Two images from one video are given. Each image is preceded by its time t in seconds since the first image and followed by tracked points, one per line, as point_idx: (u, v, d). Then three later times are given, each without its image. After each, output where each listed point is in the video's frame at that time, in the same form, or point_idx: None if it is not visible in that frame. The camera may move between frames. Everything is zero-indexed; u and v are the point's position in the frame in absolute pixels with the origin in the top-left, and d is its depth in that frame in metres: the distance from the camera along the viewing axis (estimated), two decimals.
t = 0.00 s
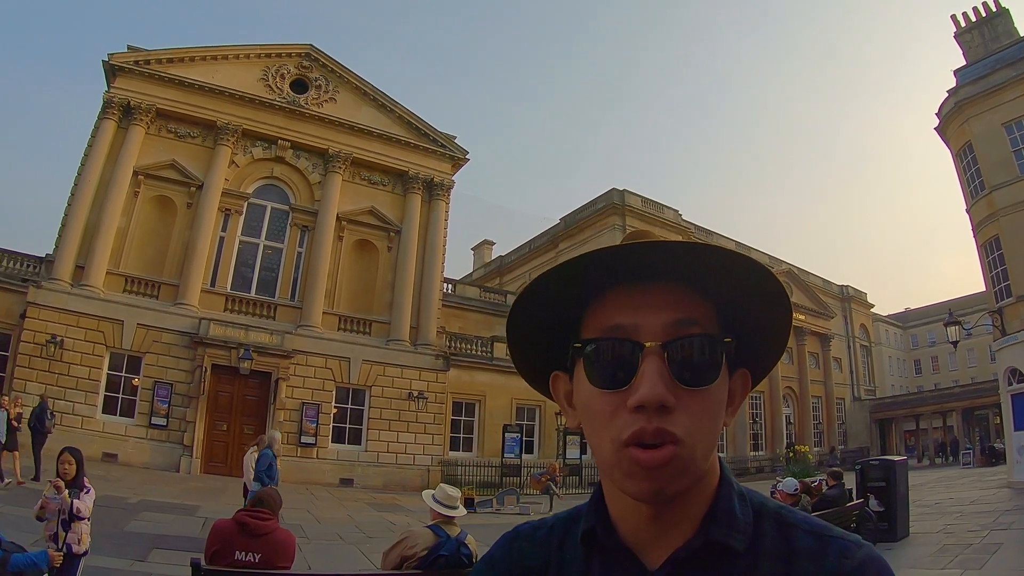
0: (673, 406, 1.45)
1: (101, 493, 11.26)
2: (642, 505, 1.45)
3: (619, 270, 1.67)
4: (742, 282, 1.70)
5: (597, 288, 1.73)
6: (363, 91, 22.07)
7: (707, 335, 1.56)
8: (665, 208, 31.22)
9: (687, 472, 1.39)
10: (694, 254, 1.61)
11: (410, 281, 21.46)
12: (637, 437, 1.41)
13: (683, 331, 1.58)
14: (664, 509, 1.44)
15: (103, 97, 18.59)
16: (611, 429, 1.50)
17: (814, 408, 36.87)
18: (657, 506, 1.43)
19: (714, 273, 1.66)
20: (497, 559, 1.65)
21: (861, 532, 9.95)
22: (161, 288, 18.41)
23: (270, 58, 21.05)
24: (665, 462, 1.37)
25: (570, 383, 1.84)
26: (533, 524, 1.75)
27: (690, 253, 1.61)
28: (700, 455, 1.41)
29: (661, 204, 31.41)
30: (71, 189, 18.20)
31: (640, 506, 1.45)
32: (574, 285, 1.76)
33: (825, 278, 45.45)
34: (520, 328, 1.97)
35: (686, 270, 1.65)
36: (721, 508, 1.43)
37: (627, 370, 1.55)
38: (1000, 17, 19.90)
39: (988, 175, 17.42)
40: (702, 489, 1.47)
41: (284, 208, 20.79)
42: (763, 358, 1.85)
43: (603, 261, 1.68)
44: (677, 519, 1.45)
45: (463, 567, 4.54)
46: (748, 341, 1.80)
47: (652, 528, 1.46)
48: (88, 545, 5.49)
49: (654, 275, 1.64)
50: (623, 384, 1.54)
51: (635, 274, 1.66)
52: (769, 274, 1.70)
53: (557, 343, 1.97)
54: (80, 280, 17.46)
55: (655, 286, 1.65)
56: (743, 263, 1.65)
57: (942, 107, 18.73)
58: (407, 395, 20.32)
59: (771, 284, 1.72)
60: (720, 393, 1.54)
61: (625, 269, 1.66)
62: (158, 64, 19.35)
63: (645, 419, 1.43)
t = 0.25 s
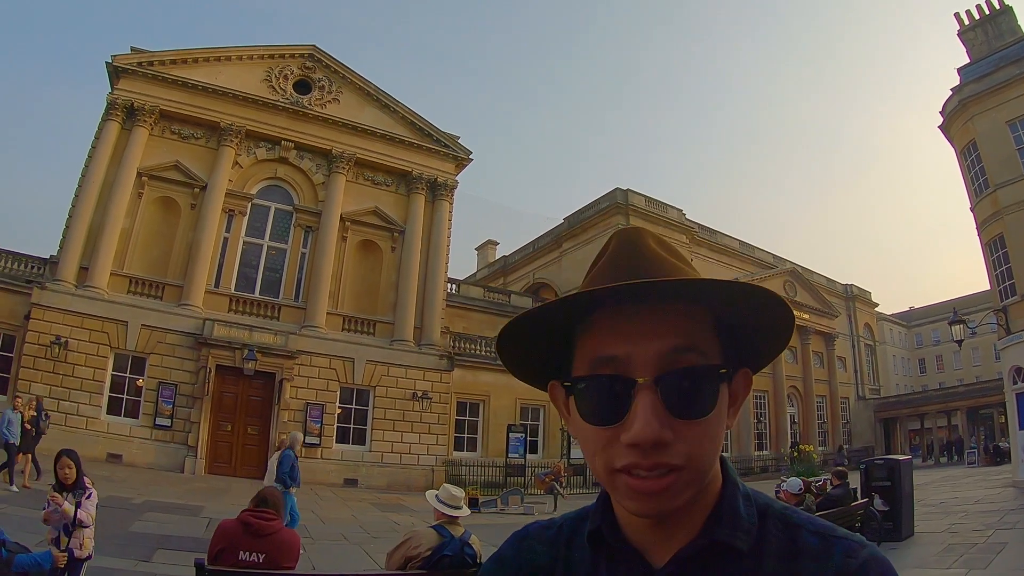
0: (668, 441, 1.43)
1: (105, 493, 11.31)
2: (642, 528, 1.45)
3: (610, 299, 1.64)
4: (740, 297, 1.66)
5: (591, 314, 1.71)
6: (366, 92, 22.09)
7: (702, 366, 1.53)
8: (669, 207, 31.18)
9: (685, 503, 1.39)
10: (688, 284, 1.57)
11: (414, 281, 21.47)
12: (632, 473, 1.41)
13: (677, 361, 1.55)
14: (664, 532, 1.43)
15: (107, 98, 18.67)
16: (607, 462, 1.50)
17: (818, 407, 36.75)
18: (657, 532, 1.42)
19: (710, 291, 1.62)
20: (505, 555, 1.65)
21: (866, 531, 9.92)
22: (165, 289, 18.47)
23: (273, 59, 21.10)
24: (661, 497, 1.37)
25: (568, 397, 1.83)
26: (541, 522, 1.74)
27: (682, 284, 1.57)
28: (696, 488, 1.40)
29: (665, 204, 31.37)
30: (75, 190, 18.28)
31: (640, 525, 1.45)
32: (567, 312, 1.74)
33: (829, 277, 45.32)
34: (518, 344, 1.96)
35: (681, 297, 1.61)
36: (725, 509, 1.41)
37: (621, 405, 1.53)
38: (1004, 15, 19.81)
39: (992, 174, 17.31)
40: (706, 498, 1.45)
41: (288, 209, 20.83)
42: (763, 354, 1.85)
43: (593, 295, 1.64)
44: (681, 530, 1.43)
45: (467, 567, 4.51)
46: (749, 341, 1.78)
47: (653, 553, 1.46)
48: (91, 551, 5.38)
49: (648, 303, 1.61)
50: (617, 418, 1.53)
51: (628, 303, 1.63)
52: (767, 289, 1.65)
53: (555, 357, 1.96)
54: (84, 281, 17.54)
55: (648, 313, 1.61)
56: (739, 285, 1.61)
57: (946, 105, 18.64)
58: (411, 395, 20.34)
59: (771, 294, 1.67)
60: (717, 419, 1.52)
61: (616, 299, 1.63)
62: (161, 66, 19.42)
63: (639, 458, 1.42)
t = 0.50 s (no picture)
0: (667, 392, 1.43)
1: (109, 494, 11.36)
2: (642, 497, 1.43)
3: (611, 258, 1.66)
4: (738, 272, 1.68)
5: (591, 279, 1.73)
6: (370, 92, 22.12)
7: (702, 323, 1.54)
8: (672, 207, 31.13)
9: (686, 463, 1.37)
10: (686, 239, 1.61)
11: (417, 281, 21.49)
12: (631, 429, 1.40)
13: (676, 319, 1.55)
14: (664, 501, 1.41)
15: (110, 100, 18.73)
16: (605, 420, 1.48)
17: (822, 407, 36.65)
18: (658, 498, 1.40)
19: (709, 262, 1.64)
20: (502, 557, 1.64)
21: (870, 530, 9.89)
22: (169, 290, 18.53)
23: (276, 60, 21.15)
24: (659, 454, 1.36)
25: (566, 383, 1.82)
26: (539, 522, 1.75)
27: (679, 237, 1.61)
28: (697, 445, 1.39)
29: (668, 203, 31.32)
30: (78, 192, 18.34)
31: (638, 505, 1.43)
32: (568, 273, 1.76)
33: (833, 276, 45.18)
34: (518, 320, 1.97)
35: (680, 258, 1.63)
36: (726, 506, 1.41)
37: (621, 357, 1.53)
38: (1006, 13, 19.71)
39: (996, 172, 17.21)
40: (706, 481, 1.44)
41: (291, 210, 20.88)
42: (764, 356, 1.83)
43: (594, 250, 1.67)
44: (681, 512, 1.42)
45: (471, 567, 4.51)
46: (749, 336, 1.77)
47: (653, 522, 1.43)
48: (94, 554, 5.33)
49: (648, 262, 1.63)
50: (616, 372, 1.52)
51: (628, 262, 1.65)
52: (764, 264, 1.67)
53: (554, 335, 1.96)
54: (88, 282, 17.61)
55: (648, 276, 1.64)
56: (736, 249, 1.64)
57: (950, 103, 18.54)
58: (415, 395, 20.35)
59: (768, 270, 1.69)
60: (717, 380, 1.51)
61: (616, 255, 1.65)
62: (164, 67, 19.48)
63: (638, 409, 1.42)
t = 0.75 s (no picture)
0: (665, 411, 1.42)
1: (113, 494, 11.42)
2: (642, 511, 1.43)
3: (606, 271, 1.65)
4: (735, 276, 1.66)
5: (587, 289, 1.71)
6: (373, 92, 22.15)
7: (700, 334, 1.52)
8: (675, 206, 31.07)
9: (685, 482, 1.37)
10: (683, 249, 1.58)
11: (421, 281, 21.52)
12: (628, 449, 1.39)
13: (674, 331, 1.54)
14: (663, 516, 1.41)
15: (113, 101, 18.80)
16: (602, 438, 1.48)
17: (827, 406, 36.53)
18: (657, 514, 1.40)
19: (706, 264, 1.62)
20: (500, 557, 1.63)
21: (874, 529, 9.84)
22: (172, 291, 18.58)
23: (279, 60, 21.19)
24: (658, 473, 1.35)
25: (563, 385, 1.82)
26: (541, 520, 1.74)
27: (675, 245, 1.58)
28: (696, 463, 1.38)
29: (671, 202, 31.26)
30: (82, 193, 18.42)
31: (636, 511, 1.42)
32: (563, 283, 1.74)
33: (837, 275, 45.03)
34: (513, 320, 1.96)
35: (676, 269, 1.61)
36: (726, 509, 1.40)
37: (618, 375, 1.52)
38: (1010, 11, 19.62)
39: (1000, 170, 17.12)
40: (705, 490, 1.44)
41: (295, 210, 20.91)
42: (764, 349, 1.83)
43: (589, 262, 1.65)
44: (682, 521, 1.41)
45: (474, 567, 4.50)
46: (748, 336, 1.76)
47: (653, 536, 1.43)
48: (95, 554, 5.35)
49: (644, 274, 1.62)
50: (613, 392, 1.51)
51: (622, 273, 1.63)
52: (764, 265, 1.65)
53: (550, 338, 1.96)
54: (92, 283, 17.68)
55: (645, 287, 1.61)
56: (737, 252, 1.61)
57: (954, 101, 18.45)
58: (419, 395, 20.37)
59: (768, 269, 1.67)
60: (716, 391, 1.50)
61: (610, 267, 1.63)
62: (167, 68, 19.53)
63: (636, 429, 1.41)
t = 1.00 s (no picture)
0: (663, 399, 1.40)
1: (118, 494, 11.47)
2: (641, 501, 1.41)
3: (605, 256, 1.64)
4: (735, 263, 1.66)
5: (586, 275, 1.70)
6: (376, 92, 22.17)
7: (699, 321, 1.51)
8: (679, 205, 31.02)
9: (684, 469, 1.35)
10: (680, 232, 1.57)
11: (425, 281, 21.53)
12: (625, 435, 1.38)
13: (673, 319, 1.53)
14: (661, 505, 1.39)
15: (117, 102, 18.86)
16: (599, 426, 1.47)
17: (831, 405, 36.41)
18: (657, 503, 1.38)
19: (705, 252, 1.61)
20: (499, 557, 1.63)
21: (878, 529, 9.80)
22: (177, 291, 18.64)
23: (282, 61, 21.24)
24: (655, 458, 1.33)
25: (562, 378, 1.81)
26: (541, 519, 1.74)
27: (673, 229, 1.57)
28: (694, 450, 1.36)
29: (674, 202, 31.21)
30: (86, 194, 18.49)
31: (636, 503, 1.41)
32: (562, 269, 1.74)
33: (841, 274, 44.90)
34: (513, 310, 1.96)
35: (675, 255, 1.60)
36: (728, 505, 1.39)
37: (616, 363, 1.51)
38: (1014, 8, 19.52)
39: (1004, 169, 17.02)
40: (705, 483, 1.43)
41: (299, 211, 20.95)
42: (767, 345, 1.82)
43: (586, 246, 1.65)
44: (681, 512, 1.40)
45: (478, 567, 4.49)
46: (749, 328, 1.75)
47: (651, 526, 1.42)
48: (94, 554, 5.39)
49: (642, 259, 1.61)
50: (611, 378, 1.50)
51: (621, 258, 1.63)
52: (766, 253, 1.64)
53: (549, 328, 1.95)
54: (96, 284, 17.75)
55: (643, 273, 1.61)
56: (737, 239, 1.60)
57: (957, 100, 18.37)
58: (423, 395, 20.38)
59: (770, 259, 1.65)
60: (716, 381, 1.49)
61: (608, 253, 1.63)
62: (171, 69, 19.59)
63: (634, 417, 1.38)
